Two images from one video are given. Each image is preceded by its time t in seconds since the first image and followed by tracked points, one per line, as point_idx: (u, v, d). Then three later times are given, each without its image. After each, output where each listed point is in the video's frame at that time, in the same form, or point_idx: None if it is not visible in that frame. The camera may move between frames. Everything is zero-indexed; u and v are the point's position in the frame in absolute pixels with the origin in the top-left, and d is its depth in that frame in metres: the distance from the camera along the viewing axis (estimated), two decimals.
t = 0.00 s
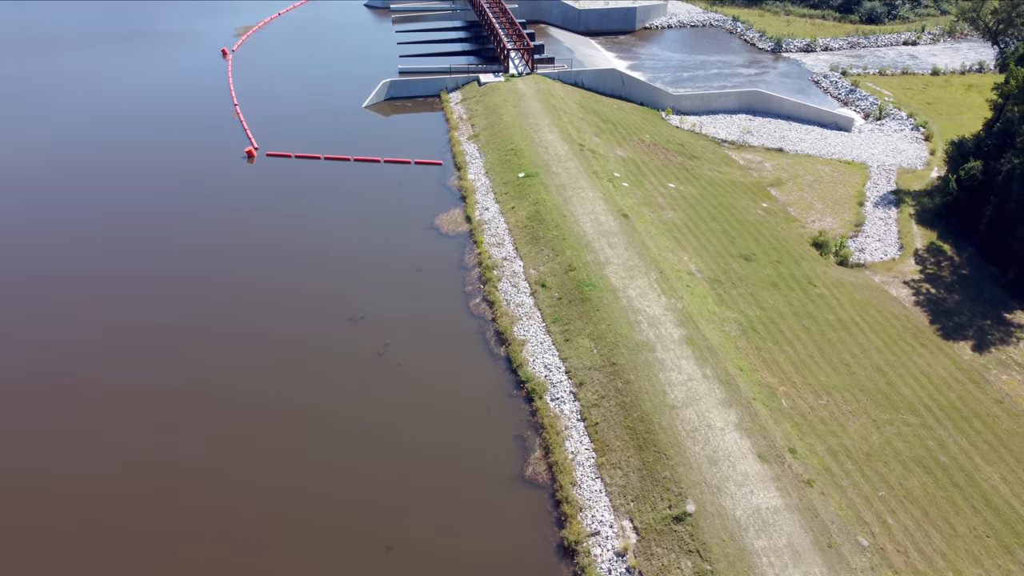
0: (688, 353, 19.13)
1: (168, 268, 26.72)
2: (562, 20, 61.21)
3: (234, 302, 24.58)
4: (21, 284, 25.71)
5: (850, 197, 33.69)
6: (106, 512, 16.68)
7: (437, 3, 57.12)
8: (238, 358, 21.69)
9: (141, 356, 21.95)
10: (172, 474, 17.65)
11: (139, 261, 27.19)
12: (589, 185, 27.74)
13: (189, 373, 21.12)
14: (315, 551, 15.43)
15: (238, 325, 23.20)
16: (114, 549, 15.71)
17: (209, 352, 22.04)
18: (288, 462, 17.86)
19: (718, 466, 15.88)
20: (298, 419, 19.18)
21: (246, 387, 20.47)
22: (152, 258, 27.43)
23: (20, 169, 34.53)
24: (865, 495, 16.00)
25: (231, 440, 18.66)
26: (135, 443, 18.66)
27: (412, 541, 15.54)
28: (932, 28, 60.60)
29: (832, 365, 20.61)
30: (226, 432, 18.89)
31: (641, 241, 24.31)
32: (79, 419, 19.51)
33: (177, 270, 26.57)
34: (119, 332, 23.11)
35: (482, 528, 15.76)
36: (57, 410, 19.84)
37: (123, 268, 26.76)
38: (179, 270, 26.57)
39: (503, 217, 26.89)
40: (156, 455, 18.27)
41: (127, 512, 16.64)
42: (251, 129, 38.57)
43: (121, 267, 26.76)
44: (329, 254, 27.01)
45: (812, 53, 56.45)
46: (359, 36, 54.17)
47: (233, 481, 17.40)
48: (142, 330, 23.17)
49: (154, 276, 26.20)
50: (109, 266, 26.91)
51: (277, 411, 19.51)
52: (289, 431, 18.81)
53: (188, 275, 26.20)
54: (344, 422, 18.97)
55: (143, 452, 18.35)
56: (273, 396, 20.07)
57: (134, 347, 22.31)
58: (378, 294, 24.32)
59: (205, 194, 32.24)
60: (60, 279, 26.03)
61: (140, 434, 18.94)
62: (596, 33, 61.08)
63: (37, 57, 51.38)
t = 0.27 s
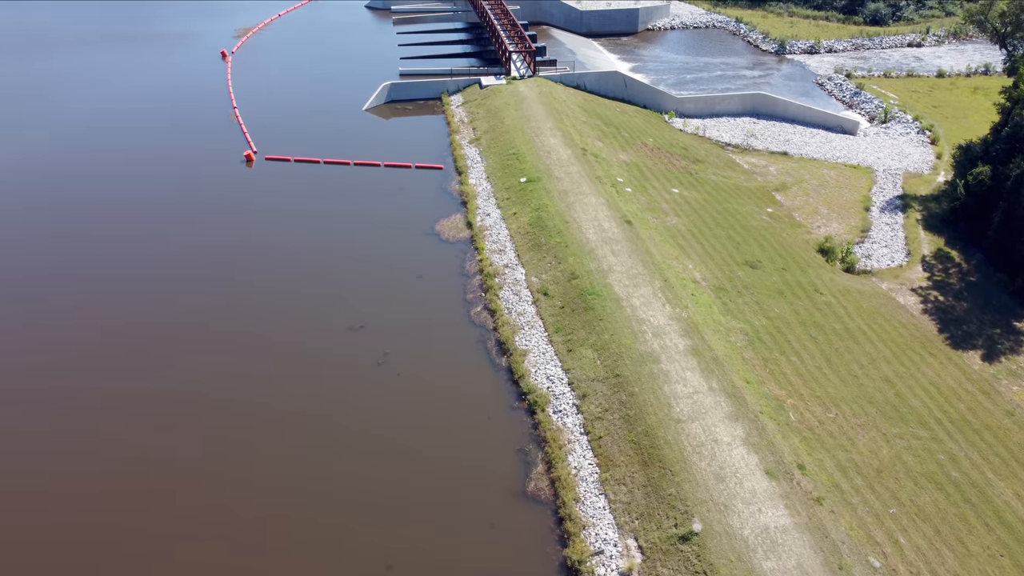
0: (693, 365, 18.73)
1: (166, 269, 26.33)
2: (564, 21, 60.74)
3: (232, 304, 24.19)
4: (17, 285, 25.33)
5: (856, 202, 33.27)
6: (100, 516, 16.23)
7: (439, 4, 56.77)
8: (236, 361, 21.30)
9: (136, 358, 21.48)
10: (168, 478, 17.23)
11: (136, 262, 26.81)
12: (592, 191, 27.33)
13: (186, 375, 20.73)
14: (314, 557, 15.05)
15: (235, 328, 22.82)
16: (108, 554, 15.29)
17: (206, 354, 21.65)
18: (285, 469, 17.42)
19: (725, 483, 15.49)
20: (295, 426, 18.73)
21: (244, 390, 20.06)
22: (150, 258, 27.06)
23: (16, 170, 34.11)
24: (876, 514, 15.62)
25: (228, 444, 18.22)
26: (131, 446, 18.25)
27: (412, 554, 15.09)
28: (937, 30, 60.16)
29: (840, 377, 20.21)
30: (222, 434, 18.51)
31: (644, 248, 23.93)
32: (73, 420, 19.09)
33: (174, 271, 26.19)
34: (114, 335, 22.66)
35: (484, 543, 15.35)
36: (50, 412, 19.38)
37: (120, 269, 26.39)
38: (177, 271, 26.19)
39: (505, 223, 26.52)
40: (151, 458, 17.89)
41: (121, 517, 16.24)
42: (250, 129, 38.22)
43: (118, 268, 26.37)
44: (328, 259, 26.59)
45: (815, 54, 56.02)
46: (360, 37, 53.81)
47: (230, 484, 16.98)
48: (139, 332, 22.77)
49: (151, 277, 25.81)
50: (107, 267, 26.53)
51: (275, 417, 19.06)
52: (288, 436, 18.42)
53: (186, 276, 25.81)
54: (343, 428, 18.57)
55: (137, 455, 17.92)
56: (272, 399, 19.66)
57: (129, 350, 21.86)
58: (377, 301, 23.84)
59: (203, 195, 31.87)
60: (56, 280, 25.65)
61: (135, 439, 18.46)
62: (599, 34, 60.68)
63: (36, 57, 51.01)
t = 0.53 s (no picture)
0: (699, 377, 18.34)
1: (164, 274, 26.04)
2: (567, 23, 60.38)
3: (231, 310, 23.88)
4: (13, 289, 25.05)
5: (862, 208, 32.84)
6: (96, 532, 16.04)
7: (440, 6, 56.45)
8: (234, 370, 21.01)
9: (132, 370, 21.14)
10: (164, 493, 16.99)
11: (135, 267, 26.53)
12: (595, 197, 26.94)
13: (184, 385, 20.48)
14: (312, 574, 14.79)
15: (234, 336, 22.50)
16: None
17: (205, 363, 21.37)
18: (284, 486, 17.08)
19: (733, 500, 15.10)
20: (294, 441, 18.39)
21: (242, 401, 19.80)
22: (149, 263, 26.81)
23: (13, 173, 33.78)
24: (888, 533, 15.23)
25: (225, 460, 17.89)
26: (127, 458, 18.02)
27: None
28: (942, 32, 59.67)
29: (849, 389, 19.81)
30: (219, 451, 18.13)
31: (649, 255, 23.53)
32: (70, 431, 18.88)
33: (173, 276, 25.90)
34: (110, 345, 22.29)
35: (486, 562, 14.97)
36: (44, 427, 19.03)
37: (119, 274, 26.12)
38: (176, 277, 25.90)
39: (507, 229, 26.16)
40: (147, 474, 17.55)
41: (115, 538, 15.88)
42: (250, 132, 37.93)
43: (117, 273, 26.09)
44: (328, 266, 26.24)
45: (820, 57, 55.57)
46: (361, 39, 53.50)
47: (226, 506, 16.59)
48: (136, 339, 22.50)
49: (150, 283, 25.53)
50: (104, 271, 26.24)
51: (273, 431, 18.74)
52: (286, 448, 18.15)
53: (185, 282, 25.53)
54: (342, 443, 18.23)
55: (134, 469, 17.68)
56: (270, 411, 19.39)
57: (125, 361, 21.51)
58: (377, 310, 23.45)
59: (203, 199, 31.57)
60: (54, 286, 25.40)
61: (130, 455, 18.13)
62: (602, 36, 60.30)
63: (36, 59, 50.74)
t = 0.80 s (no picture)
0: (706, 390, 17.95)
1: (162, 279, 25.76)
2: (570, 24, 60.07)
3: (230, 316, 23.56)
4: (10, 294, 24.80)
5: (869, 213, 32.42)
6: (90, 545, 15.76)
7: (443, 7, 56.18)
8: (232, 378, 20.70)
9: (128, 379, 20.81)
10: (160, 505, 16.70)
11: (133, 272, 26.26)
12: (600, 203, 26.56)
13: (181, 393, 20.18)
14: None
15: (232, 342, 22.18)
16: None
17: (203, 370, 21.07)
18: (280, 500, 16.70)
19: (741, 519, 14.73)
20: (291, 453, 18.03)
21: (240, 410, 19.50)
22: (147, 268, 26.53)
23: (11, 175, 33.50)
24: (900, 553, 14.84)
25: (220, 473, 17.52)
26: (123, 468, 17.73)
27: None
28: (949, 34, 59.16)
29: (858, 401, 19.42)
30: (214, 464, 17.76)
31: (654, 263, 23.15)
32: (65, 441, 18.60)
33: (171, 282, 25.60)
34: (106, 352, 21.98)
35: None
36: (38, 438, 18.73)
37: (116, 279, 25.84)
38: (174, 282, 25.60)
39: (509, 235, 25.82)
40: (141, 488, 17.16)
41: (107, 555, 15.52)
42: (250, 133, 37.60)
43: (115, 278, 25.81)
44: (328, 272, 25.89)
45: (825, 59, 55.13)
46: (363, 40, 53.16)
47: (220, 522, 16.20)
48: (133, 346, 22.21)
49: (147, 288, 25.23)
50: (102, 276, 25.97)
51: (270, 443, 18.38)
52: (285, 460, 17.82)
53: (183, 288, 25.23)
54: (340, 456, 17.84)
55: (129, 481, 17.39)
56: (268, 421, 19.08)
57: (121, 370, 21.18)
58: (377, 317, 23.09)
59: (202, 202, 31.28)
60: (52, 291, 25.15)
61: (125, 467, 17.79)
62: (605, 37, 59.92)
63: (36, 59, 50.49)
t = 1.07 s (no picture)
0: (712, 404, 17.58)
1: (160, 284, 25.44)
2: (573, 26, 59.72)
3: (229, 324, 23.24)
4: (5, 299, 24.47)
5: (876, 219, 31.99)
6: (82, 565, 15.34)
7: (445, 9, 55.92)
8: (230, 388, 20.34)
9: (124, 390, 20.40)
10: (156, 519, 16.37)
11: (131, 276, 25.91)
12: (603, 209, 26.18)
13: (177, 404, 19.84)
14: None
15: (230, 353, 21.82)
16: None
17: (200, 380, 20.73)
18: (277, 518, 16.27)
19: (749, 539, 14.35)
20: (289, 467, 17.64)
21: (238, 421, 19.15)
22: (145, 273, 26.18)
23: (8, 178, 33.10)
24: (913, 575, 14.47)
25: (216, 488, 17.13)
26: (118, 481, 17.38)
27: None
28: (955, 36, 58.67)
29: (867, 414, 19.03)
30: (210, 480, 17.37)
31: (659, 271, 22.77)
32: (59, 452, 18.25)
33: (169, 288, 25.26)
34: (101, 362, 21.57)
35: None
36: (30, 451, 18.33)
37: (113, 284, 25.50)
38: (172, 288, 25.26)
39: (512, 242, 25.48)
40: (136, 503, 16.79)
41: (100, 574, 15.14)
42: (250, 135, 37.25)
43: (112, 283, 25.48)
44: (328, 278, 25.56)
45: (830, 61, 54.68)
46: (365, 41, 52.82)
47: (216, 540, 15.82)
48: (130, 354, 21.88)
49: (145, 294, 24.91)
50: (100, 281, 25.65)
51: (268, 457, 17.97)
52: (283, 473, 17.46)
53: (181, 294, 24.89)
54: (339, 471, 17.45)
55: (124, 494, 17.04)
56: (266, 433, 18.72)
57: (116, 381, 20.75)
58: (378, 326, 22.70)
59: (201, 206, 30.96)
60: (48, 296, 24.80)
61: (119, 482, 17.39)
62: (608, 39, 59.55)
63: (35, 60, 50.10)
